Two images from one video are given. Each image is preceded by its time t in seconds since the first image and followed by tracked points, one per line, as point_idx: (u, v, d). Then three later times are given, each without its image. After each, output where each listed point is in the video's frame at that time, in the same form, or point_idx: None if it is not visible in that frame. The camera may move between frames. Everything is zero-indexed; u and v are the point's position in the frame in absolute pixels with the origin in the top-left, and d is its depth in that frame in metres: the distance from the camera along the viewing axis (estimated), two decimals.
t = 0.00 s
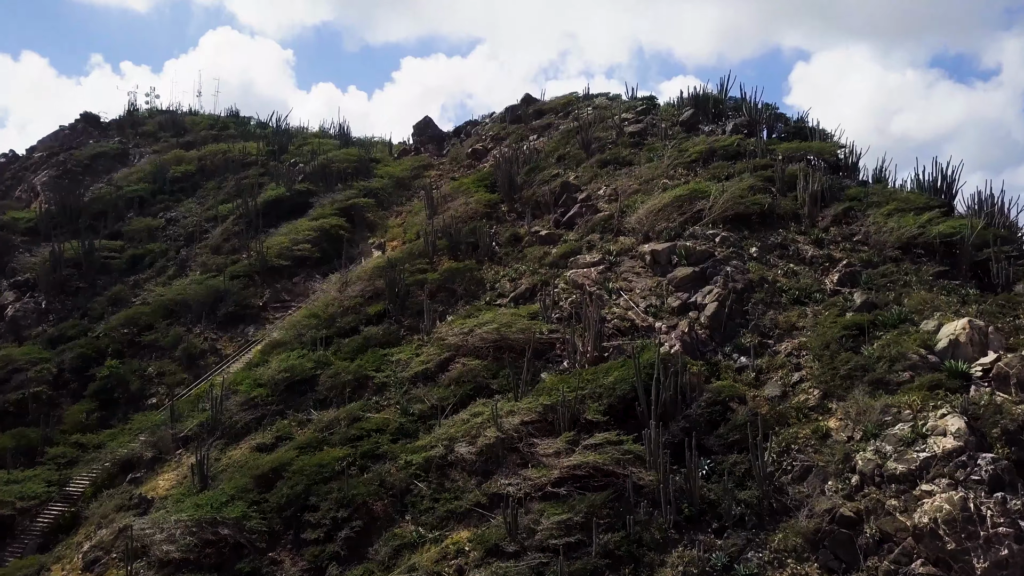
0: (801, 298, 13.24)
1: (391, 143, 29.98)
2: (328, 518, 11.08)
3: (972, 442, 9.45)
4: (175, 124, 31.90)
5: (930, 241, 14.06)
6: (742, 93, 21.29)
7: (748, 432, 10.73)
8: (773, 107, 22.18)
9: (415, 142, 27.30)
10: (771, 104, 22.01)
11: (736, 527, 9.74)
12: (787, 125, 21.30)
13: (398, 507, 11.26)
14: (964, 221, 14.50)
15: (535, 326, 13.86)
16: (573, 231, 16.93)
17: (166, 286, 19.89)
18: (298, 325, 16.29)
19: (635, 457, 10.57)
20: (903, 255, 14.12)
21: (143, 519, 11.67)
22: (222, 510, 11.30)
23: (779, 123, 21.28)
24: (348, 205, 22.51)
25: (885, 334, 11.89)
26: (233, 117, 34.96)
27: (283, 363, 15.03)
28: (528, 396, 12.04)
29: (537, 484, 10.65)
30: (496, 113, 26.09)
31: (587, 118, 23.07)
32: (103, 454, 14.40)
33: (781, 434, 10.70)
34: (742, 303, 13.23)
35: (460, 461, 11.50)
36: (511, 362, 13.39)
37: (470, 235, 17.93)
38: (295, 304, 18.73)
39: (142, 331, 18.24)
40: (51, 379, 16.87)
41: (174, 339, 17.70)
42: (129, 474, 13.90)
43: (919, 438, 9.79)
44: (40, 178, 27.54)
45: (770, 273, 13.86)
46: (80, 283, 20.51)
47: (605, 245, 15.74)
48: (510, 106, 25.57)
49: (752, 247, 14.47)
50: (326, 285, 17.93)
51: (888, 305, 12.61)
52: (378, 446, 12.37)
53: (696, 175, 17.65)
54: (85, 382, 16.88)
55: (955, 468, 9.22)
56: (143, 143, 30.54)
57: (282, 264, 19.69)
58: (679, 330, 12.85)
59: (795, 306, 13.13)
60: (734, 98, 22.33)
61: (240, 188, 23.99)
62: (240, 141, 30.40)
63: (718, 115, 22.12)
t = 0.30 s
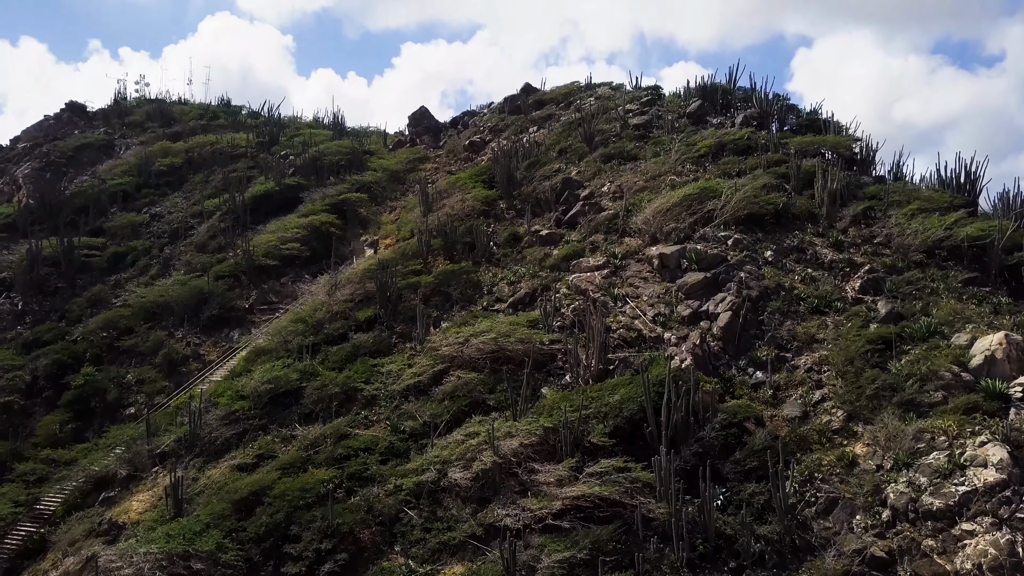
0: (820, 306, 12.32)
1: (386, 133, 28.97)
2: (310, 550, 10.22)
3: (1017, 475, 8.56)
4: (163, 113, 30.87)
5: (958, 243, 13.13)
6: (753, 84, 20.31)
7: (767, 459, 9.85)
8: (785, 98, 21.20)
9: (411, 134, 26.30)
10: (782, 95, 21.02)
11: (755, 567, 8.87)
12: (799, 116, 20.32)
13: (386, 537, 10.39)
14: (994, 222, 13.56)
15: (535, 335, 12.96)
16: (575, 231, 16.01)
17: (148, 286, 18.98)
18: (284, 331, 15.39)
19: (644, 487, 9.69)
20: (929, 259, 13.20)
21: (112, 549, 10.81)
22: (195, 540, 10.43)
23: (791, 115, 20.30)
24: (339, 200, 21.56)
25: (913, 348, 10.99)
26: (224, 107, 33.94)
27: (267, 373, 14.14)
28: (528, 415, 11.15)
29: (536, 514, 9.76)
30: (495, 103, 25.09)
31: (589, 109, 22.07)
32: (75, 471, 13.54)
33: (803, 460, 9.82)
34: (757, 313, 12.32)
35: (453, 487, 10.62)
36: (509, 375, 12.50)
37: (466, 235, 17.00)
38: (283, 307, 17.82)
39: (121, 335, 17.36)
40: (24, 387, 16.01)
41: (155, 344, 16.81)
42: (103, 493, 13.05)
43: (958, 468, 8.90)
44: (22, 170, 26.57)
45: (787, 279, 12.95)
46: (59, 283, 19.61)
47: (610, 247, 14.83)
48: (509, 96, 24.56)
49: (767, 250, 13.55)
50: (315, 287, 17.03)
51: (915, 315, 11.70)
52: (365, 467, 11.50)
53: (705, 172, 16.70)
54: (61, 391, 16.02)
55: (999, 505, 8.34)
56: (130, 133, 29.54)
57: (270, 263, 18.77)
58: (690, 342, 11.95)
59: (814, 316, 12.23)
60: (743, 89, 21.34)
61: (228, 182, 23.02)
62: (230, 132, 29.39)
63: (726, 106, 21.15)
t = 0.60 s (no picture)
0: (843, 319, 11.42)
1: (381, 124, 27.97)
2: None
3: None
4: (151, 103, 29.84)
5: (991, 249, 12.21)
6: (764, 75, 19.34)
7: (790, 493, 8.98)
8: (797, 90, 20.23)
9: (406, 125, 25.31)
10: (795, 87, 20.05)
11: None
12: (813, 109, 19.34)
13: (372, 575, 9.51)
14: None
15: (535, 348, 12.06)
16: (578, 233, 15.08)
17: (128, 287, 18.07)
18: (268, 339, 14.50)
19: (654, 524, 8.82)
20: (958, 266, 12.29)
21: None
22: None
23: (805, 107, 19.33)
24: (330, 197, 20.62)
25: (947, 368, 10.10)
26: (215, 97, 32.90)
27: (250, 386, 13.26)
28: (527, 440, 10.26)
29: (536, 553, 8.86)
30: (493, 94, 24.09)
31: (592, 100, 21.09)
32: (43, 491, 12.67)
33: (829, 495, 8.94)
34: (775, 326, 11.43)
35: (446, 520, 9.74)
36: (507, 392, 11.61)
37: (463, 236, 16.09)
38: (270, 310, 16.93)
39: (99, 341, 16.47)
40: None
41: (134, 351, 15.92)
42: (72, 517, 12.20)
43: (1005, 508, 8.00)
44: (3, 163, 25.61)
45: (806, 288, 12.04)
46: (36, 285, 18.71)
47: (615, 251, 13.91)
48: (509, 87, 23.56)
49: (784, 257, 12.64)
50: (302, 291, 16.13)
51: (947, 330, 10.81)
52: (351, 495, 10.63)
53: (716, 169, 15.75)
54: (34, 402, 15.16)
55: None
56: (116, 124, 28.53)
57: (257, 264, 17.86)
58: (703, 358, 11.05)
59: (837, 330, 11.33)
60: (754, 80, 20.36)
61: (215, 176, 22.05)
62: (220, 123, 28.40)
63: (736, 98, 20.18)
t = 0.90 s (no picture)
0: (869, 336, 10.54)
1: (376, 115, 26.98)
2: None
3: None
4: (137, 93, 28.80)
5: None
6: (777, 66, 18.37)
7: (817, 537, 8.12)
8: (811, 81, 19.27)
9: (401, 117, 24.34)
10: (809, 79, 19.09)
11: None
12: (828, 102, 18.38)
13: None
14: None
15: (536, 365, 11.17)
16: (581, 236, 14.19)
17: (107, 290, 17.17)
18: (251, 349, 13.61)
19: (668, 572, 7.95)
20: (993, 277, 11.38)
21: None
22: None
23: (819, 100, 18.37)
24: (320, 193, 19.69)
25: (987, 393, 9.21)
26: (205, 86, 31.87)
27: (230, 402, 12.38)
28: (527, 471, 9.39)
29: None
30: (492, 85, 23.10)
31: (595, 93, 20.12)
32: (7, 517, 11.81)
33: (862, 540, 8.07)
34: (796, 344, 10.55)
35: (438, 561, 8.85)
36: (505, 414, 10.74)
37: (459, 239, 15.19)
38: (256, 316, 16.04)
39: (75, 349, 15.59)
40: None
41: (111, 360, 15.04)
42: (38, 545, 11.35)
43: None
44: None
45: (828, 301, 11.16)
46: (12, 288, 17.82)
47: (621, 257, 13.01)
48: (508, 77, 22.57)
49: (804, 266, 11.74)
50: (289, 296, 15.24)
51: (984, 350, 9.91)
52: (336, 529, 9.76)
53: (728, 168, 14.83)
54: (4, 416, 14.30)
55: None
56: (101, 115, 27.51)
57: (243, 266, 16.94)
58: (718, 380, 10.17)
59: (863, 348, 10.44)
60: (765, 71, 19.40)
61: (201, 171, 21.09)
62: (209, 114, 27.40)
63: (747, 90, 19.22)
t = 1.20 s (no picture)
0: (901, 360, 9.64)
1: (370, 109, 25.99)
2: None
3: None
4: (123, 84, 27.78)
5: None
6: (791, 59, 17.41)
7: None
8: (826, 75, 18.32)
9: (396, 110, 23.37)
10: (824, 72, 18.13)
11: None
12: (845, 97, 17.42)
13: None
14: None
15: (537, 388, 10.29)
16: (585, 243, 13.28)
17: (84, 296, 16.28)
18: (231, 363, 12.71)
19: None
20: None
21: None
22: None
23: (835, 94, 17.42)
24: (310, 193, 18.75)
25: None
26: (195, 78, 30.86)
27: (207, 424, 11.51)
28: (527, 513, 8.52)
29: None
30: (490, 78, 22.12)
31: (599, 87, 19.16)
32: None
33: None
34: (820, 368, 9.66)
35: None
36: (503, 443, 9.87)
37: (454, 245, 14.29)
38: (239, 325, 15.15)
39: (47, 361, 14.72)
40: None
41: (85, 373, 14.17)
42: None
43: None
44: None
45: (854, 320, 10.27)
46: None
47: (628, 268, 12.11)
48: (507, 69, 21.58)
49: (826, 280, 10.85)
50: (274, 306, 14.35)
51: None
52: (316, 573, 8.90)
53: (741, 170, 13.90)
54: None
55: None
56: (85, 107, 26.53)
57: (226, 272, 16.02)
58: (735, 409, 9.29)
59: (893, 373, 9.56)
60: (778, 63, 18.43)
61: (185, 168, 20.15)
62: (197, 107, 26.41)
63: (758, 84, 18.26)
